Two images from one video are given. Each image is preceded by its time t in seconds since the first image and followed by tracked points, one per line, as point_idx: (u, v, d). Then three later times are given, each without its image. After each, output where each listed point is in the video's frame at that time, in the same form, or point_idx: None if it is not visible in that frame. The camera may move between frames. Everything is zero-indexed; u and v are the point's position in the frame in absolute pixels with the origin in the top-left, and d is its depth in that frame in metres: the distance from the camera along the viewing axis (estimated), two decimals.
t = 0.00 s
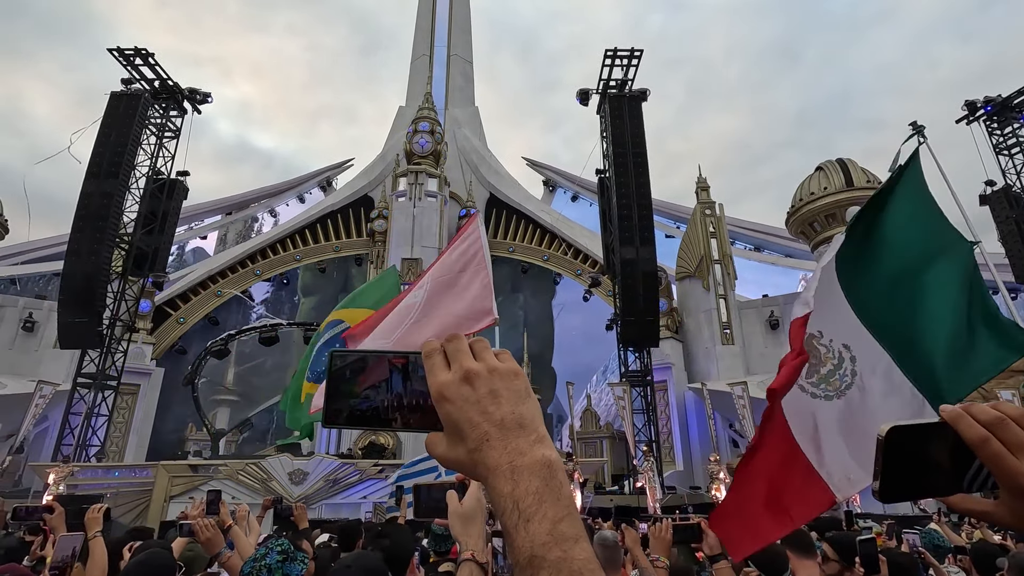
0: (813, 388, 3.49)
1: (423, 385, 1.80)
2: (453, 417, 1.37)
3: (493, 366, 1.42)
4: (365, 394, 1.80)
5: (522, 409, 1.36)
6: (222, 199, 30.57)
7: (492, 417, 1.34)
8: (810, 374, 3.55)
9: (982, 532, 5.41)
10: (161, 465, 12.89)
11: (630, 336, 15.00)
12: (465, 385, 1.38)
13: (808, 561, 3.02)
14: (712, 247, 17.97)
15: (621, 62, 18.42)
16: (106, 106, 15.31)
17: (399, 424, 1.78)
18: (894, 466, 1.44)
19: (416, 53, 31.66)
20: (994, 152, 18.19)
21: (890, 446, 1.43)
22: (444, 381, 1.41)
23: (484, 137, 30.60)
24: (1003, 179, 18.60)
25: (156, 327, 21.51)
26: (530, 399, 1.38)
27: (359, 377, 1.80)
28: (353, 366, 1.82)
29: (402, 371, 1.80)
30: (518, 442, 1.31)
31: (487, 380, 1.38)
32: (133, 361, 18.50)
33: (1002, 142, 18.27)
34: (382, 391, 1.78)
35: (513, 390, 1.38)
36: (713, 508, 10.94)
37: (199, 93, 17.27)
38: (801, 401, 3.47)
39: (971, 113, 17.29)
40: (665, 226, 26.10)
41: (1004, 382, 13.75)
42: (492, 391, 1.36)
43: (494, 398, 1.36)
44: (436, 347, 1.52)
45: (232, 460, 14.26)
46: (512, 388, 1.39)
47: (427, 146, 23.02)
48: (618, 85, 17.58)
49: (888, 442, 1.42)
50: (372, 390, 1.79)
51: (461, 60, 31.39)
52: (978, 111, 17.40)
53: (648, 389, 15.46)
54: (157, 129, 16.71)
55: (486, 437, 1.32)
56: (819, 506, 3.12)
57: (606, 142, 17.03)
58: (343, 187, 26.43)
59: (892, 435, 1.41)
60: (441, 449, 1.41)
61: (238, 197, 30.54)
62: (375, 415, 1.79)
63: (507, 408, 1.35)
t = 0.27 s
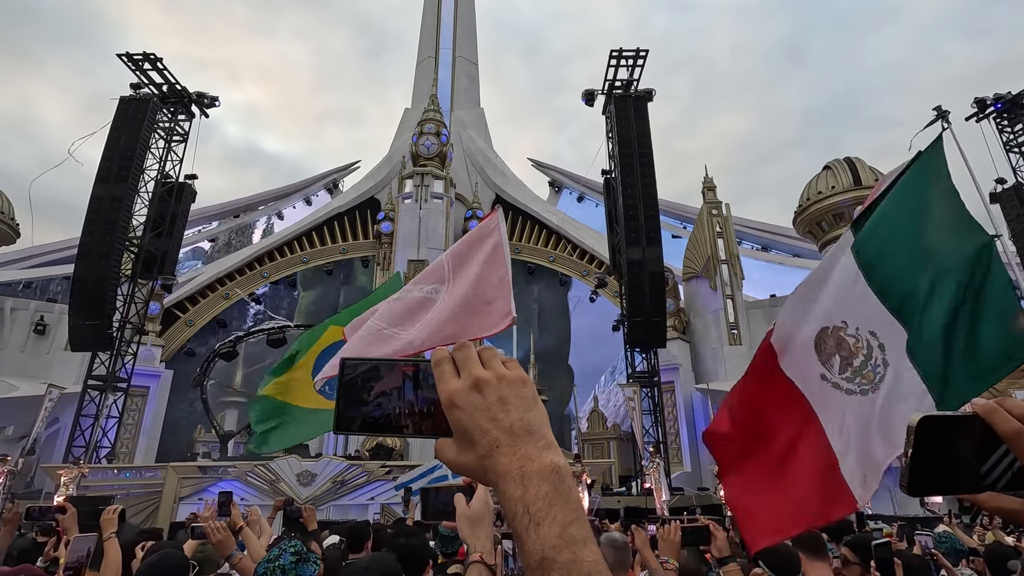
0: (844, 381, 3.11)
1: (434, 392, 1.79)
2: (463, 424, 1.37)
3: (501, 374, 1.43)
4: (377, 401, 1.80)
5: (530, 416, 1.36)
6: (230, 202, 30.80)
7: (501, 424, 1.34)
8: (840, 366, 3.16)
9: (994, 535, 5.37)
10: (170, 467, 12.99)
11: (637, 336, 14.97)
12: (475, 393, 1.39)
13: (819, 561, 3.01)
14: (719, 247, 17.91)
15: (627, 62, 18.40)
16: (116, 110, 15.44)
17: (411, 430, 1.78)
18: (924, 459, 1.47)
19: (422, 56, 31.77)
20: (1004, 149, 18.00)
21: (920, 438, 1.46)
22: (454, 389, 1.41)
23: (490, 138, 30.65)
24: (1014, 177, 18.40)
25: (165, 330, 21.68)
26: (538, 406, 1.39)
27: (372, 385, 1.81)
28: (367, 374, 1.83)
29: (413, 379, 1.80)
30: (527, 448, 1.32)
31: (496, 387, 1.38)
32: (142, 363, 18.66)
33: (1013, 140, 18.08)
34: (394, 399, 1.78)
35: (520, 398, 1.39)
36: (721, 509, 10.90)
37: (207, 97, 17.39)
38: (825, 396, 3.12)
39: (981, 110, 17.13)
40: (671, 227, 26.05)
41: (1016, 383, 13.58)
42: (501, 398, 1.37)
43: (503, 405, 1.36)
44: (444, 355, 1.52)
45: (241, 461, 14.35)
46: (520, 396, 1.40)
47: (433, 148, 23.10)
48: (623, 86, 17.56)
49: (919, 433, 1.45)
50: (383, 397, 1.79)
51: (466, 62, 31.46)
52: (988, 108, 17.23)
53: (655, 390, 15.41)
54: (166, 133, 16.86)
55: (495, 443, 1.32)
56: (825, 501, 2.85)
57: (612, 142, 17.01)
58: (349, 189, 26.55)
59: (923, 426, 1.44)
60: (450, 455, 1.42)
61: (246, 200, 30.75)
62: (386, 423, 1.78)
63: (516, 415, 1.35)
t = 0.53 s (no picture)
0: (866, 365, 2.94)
1: (439, 393, 1.80)
2: (468, 423, 1.37)
3: (506, 374, 1.44)
4: (382, 402, 1.81)
5: (535, 416, 1.37)
6: (239, 206, 31.04)
7: (507, 424, 1.34)
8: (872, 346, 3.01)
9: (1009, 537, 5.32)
10: (181, 469, 13.09)
11: (644, 338, 14.91)
12: (480, 392, 1.39)
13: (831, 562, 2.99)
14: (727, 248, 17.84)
15: (633, 63, 18.39)
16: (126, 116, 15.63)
17: (417, 431, 1.78)
18: (960, 461, 1.65)
19: (428, 59, 31.90)
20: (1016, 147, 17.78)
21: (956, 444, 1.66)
22: (459, 389, 1.41)
23: (496, 140, 30.70)
24: None
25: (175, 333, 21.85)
26: (544, 406, 1.40)
27: (379, 387, 1.82)
28: (375, 375, 1.83)
29: (419, 380, 1.81)
30: (532, 447, 1.32)
31: (502, 387, 1.39)
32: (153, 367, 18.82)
33: None
34: (400, 400, 1.78)
35: (525, 397, 1.40)
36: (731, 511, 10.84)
37: (216, 102, 17.56)
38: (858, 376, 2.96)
39: (992, 108, 16.94)
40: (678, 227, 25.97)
41: None
42: (506, 398, 1.38)
43: (508, 405, 1.37)
44: (447, 355, 1.53)
45: (251, 463, 14.42)
46: (525, 395, 1.40)
47: (439, 150, 23.17)
48: (629, 87, 17.54)
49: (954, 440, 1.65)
50: (389, 398, 1.80)
51: (472, 65, 31.54)
52: (999, 106, 17.04)
53: (664, 391, 15.35)
54: (176, 138, 17.02)
55: (501, 442, 1.32)
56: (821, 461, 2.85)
57: (618, 143, 17.00)
58: (357, 192, 26.68)
59: (958, 429, 1.64)
60: (455, 455, 1.42)
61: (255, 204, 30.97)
62: (392, 423, 1.79)
63: (521, 415, 1.36)
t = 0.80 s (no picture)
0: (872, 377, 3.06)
1: (436, 394, 1.79)
2: (466, 424, 1.37)
3: (505, 374, 1.43)
4: (381, 405, 1.81)
5: (535, 416, 1.37)
6: (246, 209, 31.22)
7: (507, 424, 1.34)
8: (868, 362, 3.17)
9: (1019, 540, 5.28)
10: (189, 471, 13.15)
11: (650, 339, 14.85)
12: (479, 393, 1.39)
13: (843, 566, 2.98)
14: (733, 248, 17.78)
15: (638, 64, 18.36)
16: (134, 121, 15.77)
17: (416, 434, 1.78)
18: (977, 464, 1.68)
19: (433, 62, 32.00)
20: None
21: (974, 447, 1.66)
22: (457, 389, 1.41)
23: (501, 142, 30.74)
24: None
25: (183, 336, 21.98)
26: (543, 406, 1.39)
27: (378, 390, 1.81)
28: (375, 378, 1.83)
29: (418, 382, 1.82)
30: (533, 448, 1.32)
31: (500, 387, 1.38)
32: (161, 369, 18.95)
33: None
34: (400, 402, 1.78)
35: (524, 397, 1.39)
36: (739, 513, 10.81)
37: (222, 106, 17.68)
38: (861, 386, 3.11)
39: (1001, 106, 16.79)
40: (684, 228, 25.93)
41: None
42: (505, 398, 1.37)
43: (507, 405, 1.36)
44: (445, 355, 1.52)
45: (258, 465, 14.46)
46: (525, 395, 1.40)
47: (445, 153, 23.22)
48: (634, 88, 17.52)
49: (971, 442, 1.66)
50: (387, 402, 1.80)
51: (477, 67, 31.59)
52: (1008, 104, 16.88)
53: (670, 392, 15.28)
54: (183, 142, 17.15)
55: (502, 443, 1.32)
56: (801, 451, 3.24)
57: (623, 144, 16.97)
58: (362, 195, 26.79)
59: (978, 433, 1.64)
60: (455, 457, 1.41)
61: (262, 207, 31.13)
62: (391, 426, 1.79)
63: (521, 415, 1.36)
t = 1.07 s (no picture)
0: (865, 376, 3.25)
1: (441, 397, 1.80)
2: (472, 426, 1.38)
3: (510, 376, 1.43)
4: (386, 407, 1.81)
5: (541, 418, 1.36)
6: (252, 212, 31.37)
7: (512, 427, 1.34)
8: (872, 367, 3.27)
9: None
10: (197, 473, 13.22)
11: (656, 340, 14.81)
12: (484, 395, 1.39)
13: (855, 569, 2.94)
14: (739, 249, 17.71)
15: (642, 65, 18.36)
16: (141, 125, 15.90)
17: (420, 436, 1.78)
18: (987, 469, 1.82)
19: (437, 64, 32.06)
20: None
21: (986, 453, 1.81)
22: (462, 392, 1.42)
23: (506, 144, 30.76)
24: None
25: (191, 339, 22.10)
26: (549, 409, 1.39)
27: (382, 393, 1.82)
28: (378, 381, 1.84)
29: (420, 385, 1.82)
30: (540, 451, 1.32)
31: (506, 389, 1.39)
32: (169, 372, 19.06)
33: None
34: (404, 404, 1.79)
35: (530, 400, 1.39)
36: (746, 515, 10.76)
37: (228, 110, 17.81)
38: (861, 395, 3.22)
39: (1010, 104, 16.65)
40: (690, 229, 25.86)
41: None
42: (511, 400, 1.37)
43: (513, 407, 1.37)
44: (450, 357, 1.53)
45: (265, 468, 14.50)
46: (530, 398, 1.40)
47: (449, 155, 23.27)
48: (638, 89, 17.50)
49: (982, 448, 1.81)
50: (391, 404, 1.80)
51: (481, 69, 31.63)
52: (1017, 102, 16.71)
53: (677, 394, 15.22)
54: (190, 146, 17.26)
55: (508, 446, 1.32)
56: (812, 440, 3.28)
57: (628, 146, 16.97)
58: (368, 198, 26.86)
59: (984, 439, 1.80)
60: (461, 460, 1.42)
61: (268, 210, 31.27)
62: (396, 429, 1.79)
63: (527, 417, 1.35)
